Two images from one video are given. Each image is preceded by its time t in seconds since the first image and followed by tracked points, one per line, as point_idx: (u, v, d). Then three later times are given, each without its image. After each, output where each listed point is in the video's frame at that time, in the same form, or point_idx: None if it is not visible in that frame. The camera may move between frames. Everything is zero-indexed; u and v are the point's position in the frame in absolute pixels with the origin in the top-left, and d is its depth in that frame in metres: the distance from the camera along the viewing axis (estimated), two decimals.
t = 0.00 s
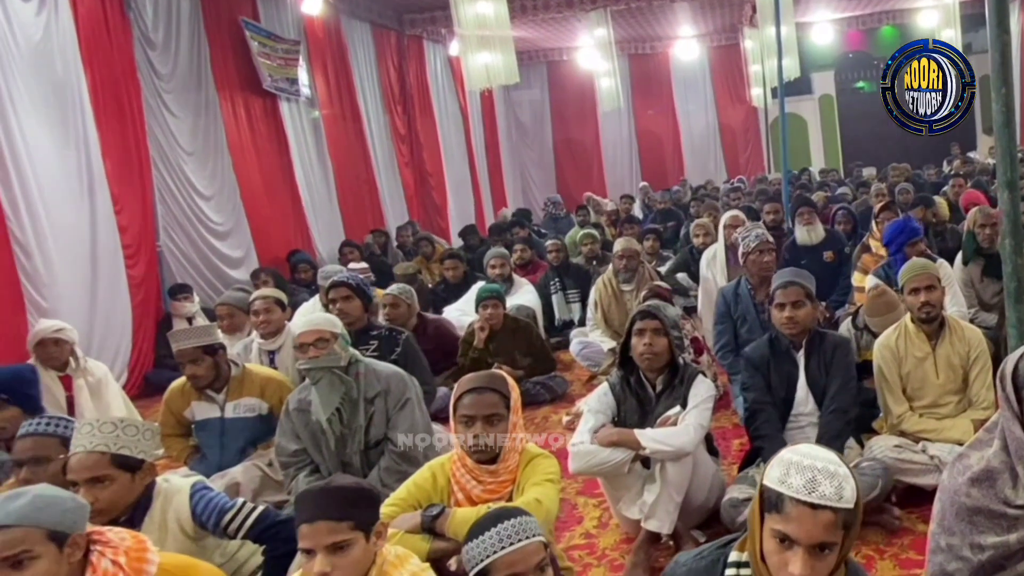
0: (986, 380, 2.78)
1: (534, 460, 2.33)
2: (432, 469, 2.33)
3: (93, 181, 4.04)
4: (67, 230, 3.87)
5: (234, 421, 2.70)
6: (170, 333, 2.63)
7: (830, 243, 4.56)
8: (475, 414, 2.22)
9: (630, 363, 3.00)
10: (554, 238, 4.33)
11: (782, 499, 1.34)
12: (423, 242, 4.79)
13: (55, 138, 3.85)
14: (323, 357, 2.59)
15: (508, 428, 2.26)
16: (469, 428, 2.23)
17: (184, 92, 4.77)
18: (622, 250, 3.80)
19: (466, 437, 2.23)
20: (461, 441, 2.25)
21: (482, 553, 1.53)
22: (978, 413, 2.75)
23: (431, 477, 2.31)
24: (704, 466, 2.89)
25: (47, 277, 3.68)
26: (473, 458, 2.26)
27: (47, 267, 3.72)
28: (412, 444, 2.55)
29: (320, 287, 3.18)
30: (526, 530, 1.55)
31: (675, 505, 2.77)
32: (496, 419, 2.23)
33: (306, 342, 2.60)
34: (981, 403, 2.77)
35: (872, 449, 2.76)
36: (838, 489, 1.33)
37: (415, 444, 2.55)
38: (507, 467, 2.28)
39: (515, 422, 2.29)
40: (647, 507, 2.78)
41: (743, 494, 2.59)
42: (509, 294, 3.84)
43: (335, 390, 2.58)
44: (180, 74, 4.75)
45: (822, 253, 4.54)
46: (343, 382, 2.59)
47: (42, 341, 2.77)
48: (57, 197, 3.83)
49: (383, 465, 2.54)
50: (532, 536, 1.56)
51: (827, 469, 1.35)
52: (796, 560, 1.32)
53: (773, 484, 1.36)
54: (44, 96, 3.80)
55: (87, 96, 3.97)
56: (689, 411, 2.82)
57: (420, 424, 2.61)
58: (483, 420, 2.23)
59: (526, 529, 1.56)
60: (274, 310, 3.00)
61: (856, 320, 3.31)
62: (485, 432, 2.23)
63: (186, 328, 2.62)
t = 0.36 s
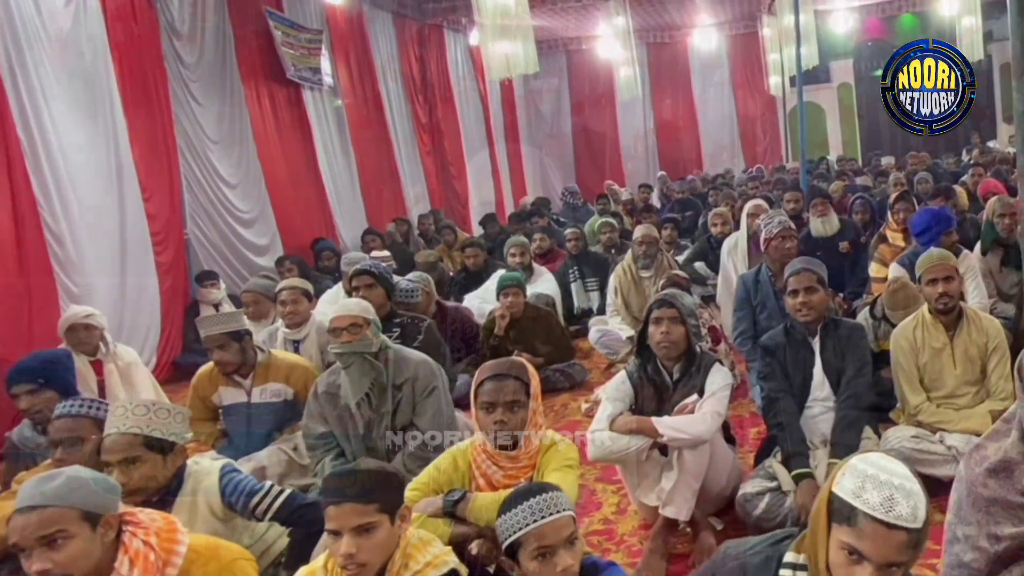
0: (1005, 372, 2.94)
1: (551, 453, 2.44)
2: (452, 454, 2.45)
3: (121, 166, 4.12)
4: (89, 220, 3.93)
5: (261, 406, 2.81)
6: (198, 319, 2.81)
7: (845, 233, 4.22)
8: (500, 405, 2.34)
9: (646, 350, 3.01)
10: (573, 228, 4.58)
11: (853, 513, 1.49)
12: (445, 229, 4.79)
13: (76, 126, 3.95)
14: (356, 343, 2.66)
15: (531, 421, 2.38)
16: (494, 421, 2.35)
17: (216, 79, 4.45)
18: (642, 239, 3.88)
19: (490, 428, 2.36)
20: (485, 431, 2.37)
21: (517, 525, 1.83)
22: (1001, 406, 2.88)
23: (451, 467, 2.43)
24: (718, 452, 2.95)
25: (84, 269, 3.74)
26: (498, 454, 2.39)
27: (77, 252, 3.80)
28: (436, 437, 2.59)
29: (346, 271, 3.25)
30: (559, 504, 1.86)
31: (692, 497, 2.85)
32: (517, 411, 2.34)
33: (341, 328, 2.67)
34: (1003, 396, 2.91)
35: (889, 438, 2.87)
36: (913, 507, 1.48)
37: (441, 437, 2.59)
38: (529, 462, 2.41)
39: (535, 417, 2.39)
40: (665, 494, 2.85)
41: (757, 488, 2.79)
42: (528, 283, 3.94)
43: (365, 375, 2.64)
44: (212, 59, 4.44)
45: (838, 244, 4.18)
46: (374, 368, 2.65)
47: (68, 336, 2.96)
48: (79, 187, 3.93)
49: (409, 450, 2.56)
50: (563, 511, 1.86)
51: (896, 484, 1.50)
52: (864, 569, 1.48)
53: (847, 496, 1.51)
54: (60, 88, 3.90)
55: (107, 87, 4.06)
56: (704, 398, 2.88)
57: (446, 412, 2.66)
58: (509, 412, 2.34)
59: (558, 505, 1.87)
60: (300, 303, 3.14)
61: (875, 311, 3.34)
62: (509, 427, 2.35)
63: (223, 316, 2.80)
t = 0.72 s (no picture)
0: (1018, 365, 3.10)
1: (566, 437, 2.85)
2: (471, 445, 2.89)
3: (149, 163, 3.02)
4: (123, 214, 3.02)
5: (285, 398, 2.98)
6: (223, 310, 3.00)
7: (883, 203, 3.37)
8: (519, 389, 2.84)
9: (668, 333, 2.91)
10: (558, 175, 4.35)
11: (920, 533, 2.81)
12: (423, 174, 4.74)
13: (72, 94, 2.98)
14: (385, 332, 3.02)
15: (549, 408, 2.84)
16: (513, 405, 2.84)
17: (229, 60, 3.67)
18: (658, 226, 3.07)
19: (505, 412, 2.84)
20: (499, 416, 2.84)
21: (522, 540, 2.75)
22: (1003, 410, 3.06)
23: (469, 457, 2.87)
24: (738, 441, 2.94)
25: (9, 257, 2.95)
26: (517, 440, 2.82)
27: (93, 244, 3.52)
28: (451, 422, 2.93)
29: (360, 250, 3.07)
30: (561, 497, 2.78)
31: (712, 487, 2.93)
32: (531, 394, 2.84)
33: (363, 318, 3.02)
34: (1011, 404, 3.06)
35: (905, 426, 3.01)
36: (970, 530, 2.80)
37: (456, 421, 2.92)
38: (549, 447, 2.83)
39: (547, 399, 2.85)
40: (678, 479, 2.92)
41: (776, 472, 2.98)
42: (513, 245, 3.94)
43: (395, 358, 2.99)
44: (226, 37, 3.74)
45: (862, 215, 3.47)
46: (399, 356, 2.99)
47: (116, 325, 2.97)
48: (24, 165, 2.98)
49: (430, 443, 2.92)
50: (571, 522, 2.75)
51: (962, 510, 2.82)
52: None
53: (918, 516, 2.82)
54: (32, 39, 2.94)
55: (103, 42, 3.00)
56: (720, 389, 2.91)
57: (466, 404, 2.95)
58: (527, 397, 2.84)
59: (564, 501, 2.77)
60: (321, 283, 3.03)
61: (892, 299, 3.10)
62: (527, 409, 2.83)
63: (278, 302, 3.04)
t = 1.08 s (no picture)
0: None
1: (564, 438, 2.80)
2: (480, 441, 2.73)
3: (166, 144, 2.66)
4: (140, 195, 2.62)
5: (285, 396, 2.68)
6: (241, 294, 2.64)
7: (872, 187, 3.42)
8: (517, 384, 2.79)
9: (684, 327, 2.99)
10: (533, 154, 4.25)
11: (937, 524, 3.10)
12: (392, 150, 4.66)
13: (73, 93, 2.60)
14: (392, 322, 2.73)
15: (547, 405, 2.81)
16: (511, 401, 2.78)
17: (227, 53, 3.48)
18: (674, 219, 3.02)
19: (502, 407, 2.77)
20: (496, 413, 2.76)
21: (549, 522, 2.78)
22: (1002, 408, 3.17)
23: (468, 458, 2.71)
24: (743, 434, 3.01)
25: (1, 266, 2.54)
26: (514, 437, 2.76)
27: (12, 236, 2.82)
28: (445, 424, 2.70)
29: (378, 241, 2.75)
30: (557, 492, 2.80)
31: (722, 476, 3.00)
32: (529, 390, 2.80)
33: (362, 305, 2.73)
34: (1013, 403, 3.17)
35: (921, 419, 3.12)
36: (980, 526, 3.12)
37: (450, 424, 2.70)
38: (546, 447, 2.79)
39: (546, 399, 2.81)
40: (688, 470, 2.97)
41: (798, 462, 3.03)
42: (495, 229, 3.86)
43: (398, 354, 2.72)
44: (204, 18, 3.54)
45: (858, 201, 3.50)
46: (403, 351, 2.73)
47: (128, 317, 2.60)
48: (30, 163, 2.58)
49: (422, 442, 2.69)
50: (567, 514, 2.80)
51: (982, 505, 3.12)
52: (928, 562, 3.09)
53: (938, 509, 3.10)
54: (28, 44, 2.59)
55: (102, 41, 2.63)
56: (728, 382, 3.01)
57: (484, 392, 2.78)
58: (524, 394, 2.79)
59: (559, 494, 2.80)
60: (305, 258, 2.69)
61: (909, 292, 3.14)
62: (526, 405, 2.79)
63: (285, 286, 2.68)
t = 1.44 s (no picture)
0: None
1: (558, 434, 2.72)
2: (485, 440, 2.69)
3: (179, 143, 2.67)
4: (151, 193, 2.64)
5: (285, 396, 2.63)
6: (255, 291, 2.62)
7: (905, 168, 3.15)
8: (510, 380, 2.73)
9: (691, 324, 2.94)
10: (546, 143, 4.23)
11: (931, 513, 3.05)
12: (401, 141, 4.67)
13: (72, 92, 2.64)
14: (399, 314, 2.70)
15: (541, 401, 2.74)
16: (504, 396, 2.73)
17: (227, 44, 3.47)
18: (684, 214, 2.98)
19: (496, 403, 2.72)
20: (489, 410, 2.71)
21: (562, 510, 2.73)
22: (1001, 408, 3.12)
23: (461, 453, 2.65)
24: (742, 434, 2.96)
25: (4, 268, 2.55)
26: (507, 434, 2.70)
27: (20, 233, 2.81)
28: (439, 419, 2.66)
29: (395, 234, 2.74)
30: (550, 490, 2.71)
31: (722, 476, 2.93)
32: (522, 385, 2.73)
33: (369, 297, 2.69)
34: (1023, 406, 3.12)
35: (929, 420, 3.09)
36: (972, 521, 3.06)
37: (444, 419, 2.66)
38: (540, 446, 2.71)
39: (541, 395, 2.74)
40: (686, 469, 2.90)
41: (803, 461, 2.99)
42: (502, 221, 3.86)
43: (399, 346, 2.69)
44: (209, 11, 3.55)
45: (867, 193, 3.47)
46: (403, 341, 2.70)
47: (131, 316, 2.58)
48: (54, 159, 2.61)
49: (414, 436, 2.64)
50: (561, 511, 2.73)
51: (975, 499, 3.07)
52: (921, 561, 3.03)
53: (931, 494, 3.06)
54: (29, 45, 2.64)
55: (101, 42, 2.67)
56: (726, 383, 2.98)
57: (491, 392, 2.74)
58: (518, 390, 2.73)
59: (552, 492, 2.72)
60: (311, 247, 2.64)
61: (918, 289, 3.11)
62: (518, 402, 2.72)
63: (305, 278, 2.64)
